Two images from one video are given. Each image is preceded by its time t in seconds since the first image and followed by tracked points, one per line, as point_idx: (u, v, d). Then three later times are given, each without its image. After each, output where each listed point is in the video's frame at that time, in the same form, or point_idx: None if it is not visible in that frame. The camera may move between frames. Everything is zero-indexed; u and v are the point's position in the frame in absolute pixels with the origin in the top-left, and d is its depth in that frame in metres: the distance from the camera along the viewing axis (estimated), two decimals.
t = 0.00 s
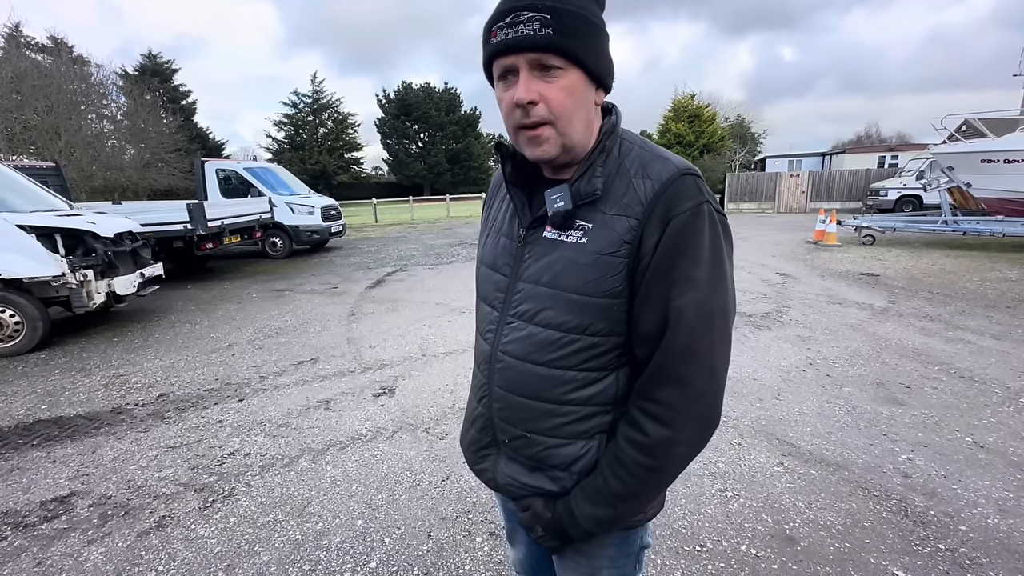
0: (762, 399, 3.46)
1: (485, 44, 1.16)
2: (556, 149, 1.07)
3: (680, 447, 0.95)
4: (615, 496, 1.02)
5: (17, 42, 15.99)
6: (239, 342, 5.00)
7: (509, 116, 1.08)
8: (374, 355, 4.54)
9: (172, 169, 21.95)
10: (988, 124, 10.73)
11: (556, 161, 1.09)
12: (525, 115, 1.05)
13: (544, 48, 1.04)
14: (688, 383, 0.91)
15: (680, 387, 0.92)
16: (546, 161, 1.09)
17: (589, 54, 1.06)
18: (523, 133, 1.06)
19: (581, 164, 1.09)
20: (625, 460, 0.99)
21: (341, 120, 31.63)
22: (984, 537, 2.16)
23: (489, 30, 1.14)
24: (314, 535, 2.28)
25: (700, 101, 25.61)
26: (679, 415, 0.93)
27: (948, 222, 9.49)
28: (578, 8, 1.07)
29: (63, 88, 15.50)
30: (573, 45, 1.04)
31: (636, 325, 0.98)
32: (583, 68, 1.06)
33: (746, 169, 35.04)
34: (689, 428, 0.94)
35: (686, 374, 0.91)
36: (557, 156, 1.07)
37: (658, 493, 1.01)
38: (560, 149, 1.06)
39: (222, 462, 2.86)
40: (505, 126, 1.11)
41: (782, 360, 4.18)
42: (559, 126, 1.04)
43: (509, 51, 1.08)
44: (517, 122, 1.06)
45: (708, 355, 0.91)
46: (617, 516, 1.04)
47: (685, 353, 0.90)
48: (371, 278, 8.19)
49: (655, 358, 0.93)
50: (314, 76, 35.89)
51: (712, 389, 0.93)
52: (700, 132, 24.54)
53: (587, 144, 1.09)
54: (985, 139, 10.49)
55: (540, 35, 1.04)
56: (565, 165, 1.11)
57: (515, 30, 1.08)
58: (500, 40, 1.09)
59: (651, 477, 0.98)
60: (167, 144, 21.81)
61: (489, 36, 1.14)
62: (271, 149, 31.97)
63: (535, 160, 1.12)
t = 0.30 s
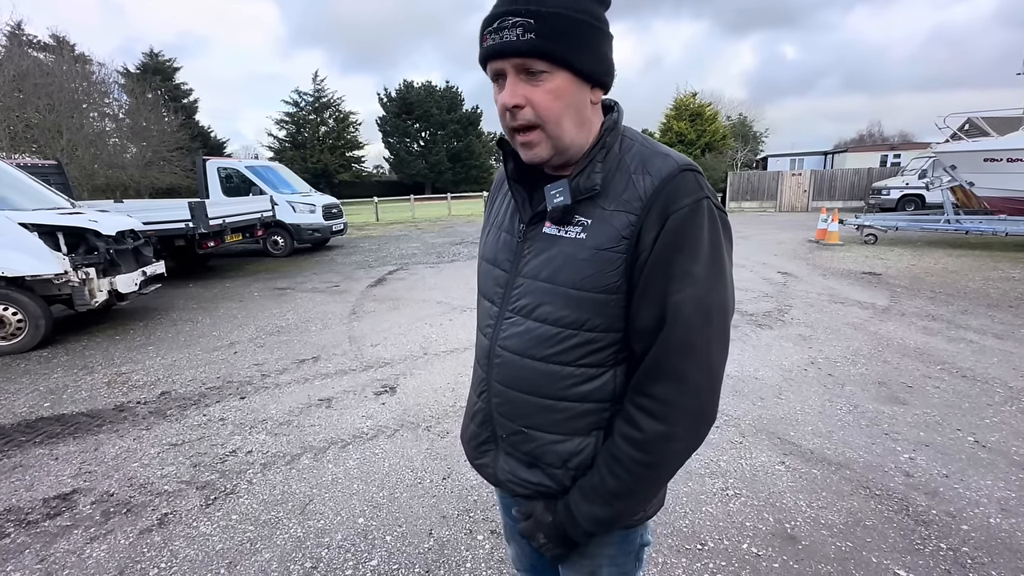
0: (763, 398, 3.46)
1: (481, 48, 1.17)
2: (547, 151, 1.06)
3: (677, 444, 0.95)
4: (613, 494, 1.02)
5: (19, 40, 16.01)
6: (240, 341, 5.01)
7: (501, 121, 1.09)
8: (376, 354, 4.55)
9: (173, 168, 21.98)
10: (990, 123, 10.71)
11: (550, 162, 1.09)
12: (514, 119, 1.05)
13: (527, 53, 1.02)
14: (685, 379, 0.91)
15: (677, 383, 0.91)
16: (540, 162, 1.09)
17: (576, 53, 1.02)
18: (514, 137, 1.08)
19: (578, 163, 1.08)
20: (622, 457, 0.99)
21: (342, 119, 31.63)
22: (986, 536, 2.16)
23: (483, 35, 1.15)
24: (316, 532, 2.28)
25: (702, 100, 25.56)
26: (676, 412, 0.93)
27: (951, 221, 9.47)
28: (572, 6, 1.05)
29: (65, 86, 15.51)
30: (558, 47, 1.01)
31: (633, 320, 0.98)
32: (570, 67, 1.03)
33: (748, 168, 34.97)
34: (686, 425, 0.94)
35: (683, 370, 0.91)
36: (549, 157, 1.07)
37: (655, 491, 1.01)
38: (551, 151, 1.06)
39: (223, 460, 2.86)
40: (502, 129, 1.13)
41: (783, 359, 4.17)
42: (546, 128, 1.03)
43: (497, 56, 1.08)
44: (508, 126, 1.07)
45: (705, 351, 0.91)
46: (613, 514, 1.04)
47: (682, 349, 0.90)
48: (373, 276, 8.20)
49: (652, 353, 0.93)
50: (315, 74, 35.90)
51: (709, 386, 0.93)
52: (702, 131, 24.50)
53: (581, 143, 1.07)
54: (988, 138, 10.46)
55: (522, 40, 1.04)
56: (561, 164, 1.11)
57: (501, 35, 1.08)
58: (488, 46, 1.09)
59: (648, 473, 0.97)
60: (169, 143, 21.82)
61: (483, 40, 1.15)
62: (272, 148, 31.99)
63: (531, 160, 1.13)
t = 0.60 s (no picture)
0: (764, 398, 3.46)
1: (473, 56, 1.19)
2: (538, 154, 1.07)
3: (676, 446, 0.95)
4: (615, 497, 1.01)
5: (21, 39, 16.06)
6: (242, 340, 5.02)
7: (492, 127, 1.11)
8: (377, 353, 4.55)
9: (175, 167, 22.03)
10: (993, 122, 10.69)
11: (543, 164, 1.10)
12: (503, 126, 1.07)
13: (510, 61, 1.03)
14: (685, 379, 0.91)
15: (676, 383, 0.91)
16: (532, 164, 1.11)
17: (560, 57, 1.01)
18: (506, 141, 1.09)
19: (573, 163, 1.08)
20: (622, 458, 0.99)
21: (344, 118, 31.63)
22: (988, 536, 2.16)
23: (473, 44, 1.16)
24: (317, 530, 2.29)
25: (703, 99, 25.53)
26: (677, 412, 0.93)
27: (953, 220, 9.45)
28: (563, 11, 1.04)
29: (67, 84, 15.53)
30: (540, 53, 1.01)
31: (634, 321, 0.97)
32: (553, 69, 1.01)
33: (749, 167, 34.91)
34: (685, 425, 0.94)
35: (683, 372, 0.91)
36: (540, 160, 1.08)
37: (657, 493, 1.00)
38: (540, 154, 1.07)
39: (225, 458, 2.87)
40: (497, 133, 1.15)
41: (784, 359, 4.17)
42: (534, 132, 1.04)
43: (483, 65, 1.10)
44: (500, 132, 1.09)
45: (705, 352, 0.91)
46: (618, 518, 1.02)
47: (682, 350, 0.90)
48: (374, 275, 8.20)
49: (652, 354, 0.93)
50: (316, 73, 35.90)
51: (710, 385, 0.93)
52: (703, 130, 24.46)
53: (572, 143, 1.07)
54: (990, 137, 10.44)
55: (503, 49, 1.04)
56: (555, 165, 1.11)
57: (485, 45, 1.09)
58: (475, 56, 1.11)
59: (649, 474, 0.97)
60: (171, 142, 21.85)
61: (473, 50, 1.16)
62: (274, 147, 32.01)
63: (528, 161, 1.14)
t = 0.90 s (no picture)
0: (765, 398, 3.46)
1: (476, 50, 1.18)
2: (540, 151, 1.07)
3: (682, 446, 0.95)
4: (623, 499, 1.00)
5: (23, 39, 16.10)
6: (243, 339, 5.02)
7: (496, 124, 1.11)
8: (378, 352, 4.56)
9: (175, 167, 22.07)
10: (994, 122, 10.68)
11: (545, 160, 1.10)
12: (507, 121, 1.07)
13: (516, 56, 1.03)
14: (689, 380, 0.91)
15: (679, 383, 0.92)
16: (535, 160, 1.11)
17: (567, 53, 1.02)
18: (508, 137, 1.09)
19: (576, 161, 1.09)
20: (627, 459, 0.98)
21: (344, 117, 31.65)
22: (989, 536, 2.16)
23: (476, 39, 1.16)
24: (319, 529, 2.29)
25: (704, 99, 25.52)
26: (681, 413, 0.93)
27: (954, 220, 9.45)
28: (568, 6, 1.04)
29: (68, 84, 15.56)
30: (546, 48, 1.01)
31: (637, 322, 0.98)
32: (559, 66, 1.02)
33: (750, 167, 34.88)
34: (689, 424, 0.94)
35: (688, 373, 0.91)
36: (543, 156, 1.08)
37: (664, 494, 0.99)
38: (544, 150, 1.07)
39: (227, 457, 2.88)
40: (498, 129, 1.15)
41: (786, 359, 4.17)
42: (538, 129, 1.04)
43: (488, 60, 1.10)
44: (503, 127, 1.09)
45: (709, 351, 0.91)
46: (623, 520, 1.01)
47: (686, 350, 0.90)
48: (375, 275, 8.21)
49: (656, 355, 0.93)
50: (317, 72, 35.94)
51: (714, 385, 0.94)
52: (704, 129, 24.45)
53: (575, 141, 1.07)
54: (992, 137, 10.42)
55: (510, 44, 1.05)
56: (558, 161, 1.11)
57: (491, 40, 1.09)
58: (481, 51, 1.11)
59: (654, 475, 0.97)
60: (172, 141, 21.87)
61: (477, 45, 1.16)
62: (275, 146, 32.04)
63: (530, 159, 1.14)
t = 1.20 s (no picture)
0: (766, 398, 3.46)
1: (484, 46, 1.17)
2: (551, 147, 1.07)
3: (685, 448, 0.95)
4: (627, 503, 1.00)
5: (24, 38, 16.12)
6: (244, 339, 5.03)
7: (507, 119, 1.10)
8: (379, 352, 4.56)
9: (176, 167, 22.10)
10: (995, 123, 10.67)
11: (554, 157, 1.10)
12: (520, 115, 1.06)
13: (534, 49, 1.04)
14: (691, 382, 0.91)
15: (681, 385, 0.92)
16: (544, 157, 1.10)
17: (583, 51, 1.04)
18: (519, 132, 1.08)
19: (582, 160, 1.09)
20: (628, 462, 0.99)
21: (345, 117, 31.64)
22: (990, 537, 2.16)
23: (486, 35, 1.16)
24: (320, 529, 2.30)
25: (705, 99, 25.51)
26: (684, 416, 0.93)
27: (955, 221, 9.44)
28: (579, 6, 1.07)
29: (69, 84, 15.57)
30: (563, 43, 1.03)
31: (639, 322, 0.98)
32: (575, 64, 1.05)
33: (750, 167, 34.88)
34: (692, 426, 0.94)
35: (690, 374, 0.91)
36: (554, 152, 1.08)
37: (666, 496, 0.99)
38: (555, 145, 1.07)
39: (228, 457, 2.88)
40: (505, 126, 1.13)
41: (786, 359, 4.16)
42: (553, 124, 1.04)
43: (502, 54, 1.09)
44: (514, 122, 1.08)
45: (713, 353, 0.91)
46: (625, 523, 1.01)
47: (687, 351, 0.90)
48: (375, 275, 8.22)
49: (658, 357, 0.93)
50: (318, 72, 35.95)
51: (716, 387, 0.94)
52: (705, 130, 24.45)
53: (585, 139, 1.08)
54: (993, 137, 10.37)
55: (528, 37, 1.05)
56: (564, 160, 1.11)
57: (506, 34, 1.09)
58: (494, 44, 1.10)
59: (654, 478, 0.97)
60: (172, 141, 21.89)
61: (487, 40, 1.15)
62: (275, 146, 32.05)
63: (536, 157, 1.13)
